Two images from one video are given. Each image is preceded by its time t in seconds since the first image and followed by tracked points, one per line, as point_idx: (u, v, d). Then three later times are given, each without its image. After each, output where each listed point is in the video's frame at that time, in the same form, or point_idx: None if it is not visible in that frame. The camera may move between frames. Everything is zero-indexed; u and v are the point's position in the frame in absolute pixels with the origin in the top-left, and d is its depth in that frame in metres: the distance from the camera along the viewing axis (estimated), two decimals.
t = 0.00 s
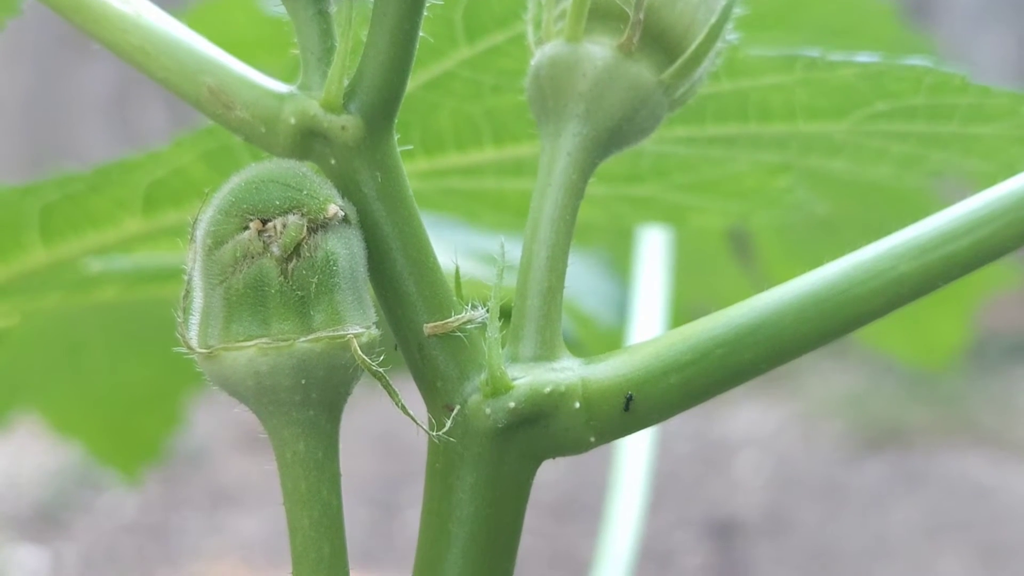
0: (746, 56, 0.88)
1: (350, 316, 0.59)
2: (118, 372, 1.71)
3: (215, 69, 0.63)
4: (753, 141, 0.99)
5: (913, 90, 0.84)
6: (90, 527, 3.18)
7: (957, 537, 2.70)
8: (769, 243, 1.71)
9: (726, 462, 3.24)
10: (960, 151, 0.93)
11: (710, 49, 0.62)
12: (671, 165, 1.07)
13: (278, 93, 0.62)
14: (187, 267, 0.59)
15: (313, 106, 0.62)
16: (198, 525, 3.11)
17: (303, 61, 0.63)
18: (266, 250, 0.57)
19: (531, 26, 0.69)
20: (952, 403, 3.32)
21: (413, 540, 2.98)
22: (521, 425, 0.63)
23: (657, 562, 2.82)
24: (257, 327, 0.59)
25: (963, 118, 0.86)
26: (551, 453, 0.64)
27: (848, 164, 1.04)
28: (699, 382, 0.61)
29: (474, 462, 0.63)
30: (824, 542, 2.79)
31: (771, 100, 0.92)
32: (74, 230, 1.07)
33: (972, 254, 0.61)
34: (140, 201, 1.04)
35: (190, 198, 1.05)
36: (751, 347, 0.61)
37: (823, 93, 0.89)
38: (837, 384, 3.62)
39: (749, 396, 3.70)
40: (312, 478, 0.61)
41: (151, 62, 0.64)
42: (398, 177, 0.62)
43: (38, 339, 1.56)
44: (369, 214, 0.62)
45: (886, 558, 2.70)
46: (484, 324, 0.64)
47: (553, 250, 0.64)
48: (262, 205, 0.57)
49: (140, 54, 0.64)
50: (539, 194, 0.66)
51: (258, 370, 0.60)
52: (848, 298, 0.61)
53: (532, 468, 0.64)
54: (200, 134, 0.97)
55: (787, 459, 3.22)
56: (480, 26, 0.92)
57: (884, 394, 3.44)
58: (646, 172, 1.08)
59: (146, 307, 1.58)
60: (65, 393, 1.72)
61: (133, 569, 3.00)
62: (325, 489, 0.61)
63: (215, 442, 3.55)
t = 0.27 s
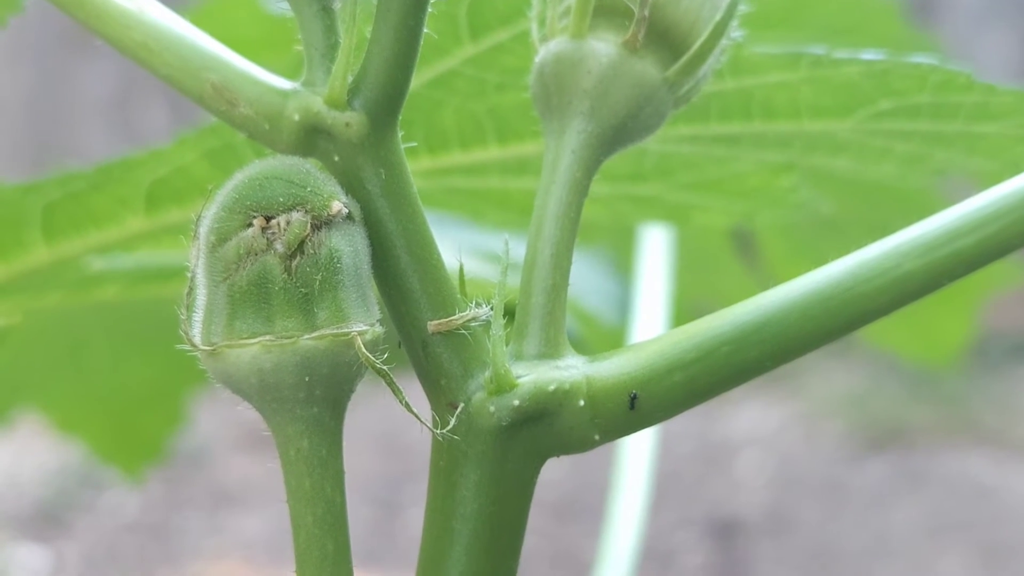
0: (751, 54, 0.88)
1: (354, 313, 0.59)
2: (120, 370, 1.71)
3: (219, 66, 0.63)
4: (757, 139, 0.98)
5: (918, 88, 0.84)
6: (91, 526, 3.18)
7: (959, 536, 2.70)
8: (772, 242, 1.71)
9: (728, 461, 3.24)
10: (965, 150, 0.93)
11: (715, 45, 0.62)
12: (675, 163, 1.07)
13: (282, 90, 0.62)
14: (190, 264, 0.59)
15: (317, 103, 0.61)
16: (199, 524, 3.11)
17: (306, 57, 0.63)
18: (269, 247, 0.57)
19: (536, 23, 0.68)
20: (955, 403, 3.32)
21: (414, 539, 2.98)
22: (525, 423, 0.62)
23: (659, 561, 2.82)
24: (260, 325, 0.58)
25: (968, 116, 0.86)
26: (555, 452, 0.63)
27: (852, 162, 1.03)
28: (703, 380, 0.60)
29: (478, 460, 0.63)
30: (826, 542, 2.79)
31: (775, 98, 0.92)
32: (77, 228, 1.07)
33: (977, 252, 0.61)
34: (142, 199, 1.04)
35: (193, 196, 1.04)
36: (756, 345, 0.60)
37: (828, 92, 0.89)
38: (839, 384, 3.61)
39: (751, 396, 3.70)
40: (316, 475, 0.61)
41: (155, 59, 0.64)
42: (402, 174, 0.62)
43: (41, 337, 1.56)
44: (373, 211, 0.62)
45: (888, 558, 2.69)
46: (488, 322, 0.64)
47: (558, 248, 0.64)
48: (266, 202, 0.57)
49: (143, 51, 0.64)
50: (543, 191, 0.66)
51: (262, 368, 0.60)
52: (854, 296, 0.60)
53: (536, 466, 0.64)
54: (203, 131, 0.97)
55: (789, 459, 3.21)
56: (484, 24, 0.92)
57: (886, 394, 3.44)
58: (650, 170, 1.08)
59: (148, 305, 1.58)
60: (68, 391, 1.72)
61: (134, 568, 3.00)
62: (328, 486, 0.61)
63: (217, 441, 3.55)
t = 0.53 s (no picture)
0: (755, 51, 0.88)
1: (360, 311, 0.59)
2: (122, 369, 1.71)
3: (224, 64, 0.63)
4: (761, 135, 0.98)
5: (922, 84, 0.84)
6: (92, 526, 3.18)
7: (961, 536, 2.70)
8: (774, 240, 1.71)
9: (729, 460, 3.24)
10: (970, 146, 0.93)
11: (720, 43, 0.62)
12: (678, 160, 1.06)
13: (287, 88, 0.62)
14: (196, 262, 0.59)
15: (322, 101, 0.61)
16: (200, 523, 3.10)
17: (312, 55, 0.63)
18: (276, 245, 0.57)
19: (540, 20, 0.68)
20: (955, 402, 3.32)
21: (415, 539, 2.97)
22: (531, 421, 0.62)
23: (660, 560, 2.82)
24: (267, 323, 0.58)
25: (973, 112, 0.86)
26: (561, 449, 0.63)
27: (855, 159, 1.04)
28: (709, 378, 0.60)
29: (484, 458, 0.63)
30: (827, 541, 2.79)
31: (779, 95, 0.92)
32: (79, 227, 1.07)
33: (982, 249, 0.61)
34: (145, 198, 1.04)
35: (196, 194, 1.04)
36: (762, 342, 0.60)
37: (832, 89, 0.89)
38: (839, 383, 3.62)
39: (752, 395, 3.70)
40: (322, 473, 0.61)
41: (160, 57, 0.64)
42: (408, 172, 0.62)
43: (43, 336, 1.55)
44: (378, 209, 0.61)
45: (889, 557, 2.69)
46: (494, 320, 0.64)
47: (564, 246, 0.64)
48: (272, 199, 0.57)
49: (148, 48, 0.64)
50: (549, 188, 0.66)
51: (268, 365, 0.59)
52: (859, 293, 0.60)
53: (542, 464, 0.64)
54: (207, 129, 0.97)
55: (790, 458, 3.21)
56: (488, 22, 0.92)
57: (886, 393, 3.44)
58: (653, 168, 1.08)
59: (150, 304, 1.57)
60: (69, 389, 1.71)
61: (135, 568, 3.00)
62: (334, 484, 0.61)
63: (217, 441, 3.55)
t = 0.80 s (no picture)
0: (760, 49, 0.88)
1: (367, 310, 0.59)
2: (123, 368, 1.70)
3: (229, 63, 0.63)
4: (766, 132, 0.98)
5: (928, 81, 0.84)
6: (92, 525, 3.18)
7: (962, 535, 2.70)
8: (775, 239, 1.71)
9: (730, 460, 3.25)
10: (975, 142, 0.94)
11: (725, 42, 0.62)
12: (682, 158, 1.06)
13: (293, 88, 0.62)
14: (202, 261, 0.59)
15: (328, 100, 0.61)
16: (201, 523, 3.10)
17: (317, 55, 0.63)
18: (282, 245, 0.57)
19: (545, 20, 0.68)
20: (956, 402, 3.32)
21: (417, 539, 2.98)
22: (537, 421, 0.62)
23: (661, 559, 2.82)
24: (273, 322, 0.58)
25: (978, 108, 0.86)
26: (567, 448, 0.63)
27: (859, 156, 1.04)
28: (715, 377, 0.60)
29: (490, 457, 0.63)
30: (828, 540, 2.79)
31: (784, 92, 0.92)
32: (83, 226, 1.07)
33: (988, 248, 0.61)
34: (149, 196, 1.04)
35: (200, 193, 1.05)
36: (767, 341, 0.60)
37: (837, 86, 0.89)
38: (840, 384, 3.62)
39: (752, 396, 3.71)
40: (328, 472, 0.61)
41: (165, 56, 0.64)
42: (413, 171, 0.62)
43: (44, 334, 1.55)
44: (384, 209, 0.61)
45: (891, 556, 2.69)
46: (500, 320, 0.64)
47: (569, 245, 0.64)
48: (279, 199, 0.57)
49: (154, 48, 0.64)
50: (554, 187, 0.66)
51: (275, 365, 0.59)
52: (865, 293, 0.60)
53: (548, 463, 0.64)
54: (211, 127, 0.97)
55: (791, 458, 3.22)
56: (492, 20, 0.92)
57: (887, 393, 3.44)
58: (657, 165, 1.08)
59: (152, 303, 1.57)
60: (70, 388, 1.71)
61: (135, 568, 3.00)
62: (340, 484, 0.61)
63: (218, 442, 3.55)
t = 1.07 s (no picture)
0: (756, 51, 0.88)
1: (361, 311, 0.59)
2: (121, 367, 1.70)
3: (224, 65, 0.63)
4: (761, 133, 0.99)
5: (923, 82, 0.85)
6: (92, 524, 3.18)
7: (962, 536, 2.70)
8: (773, 239, 1.71)
9: (729, 461, 3.24)
10: (970, 143, 0.94)
11: (718, 45, 0.62)
12: (677, 159, 1.07)
13: (288, 89, 0.62)
14: (197, 263, 0.59)
15: (323, 102, 0.61)
16: (201, 523, 3.10)
17: (312, 56, 0.63)
18: (277, 246, 0.57)
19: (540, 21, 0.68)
20: (956, 403, 3.32)
21: (416, 538, 2.97)
22: (531, 422, 0.63)
23: (661, 559, 2.82)
24: (268, 323, 0.59)
25: (973, 109, 0.86)
26: (561, 449, 0.64)
27: (855, 156, 1.04)
28: (710, 378, 0.61)
29: (484, 458, 0.63)
30: (827, 540, 2.79)
31: (779, 94, 0.92)
32: (79, 226, 1.07)
33: (983, 250, 0.61)
34: (146, 197, 1.05)
35: (197, 194, 1.05)
36: (762, 344, 0.60)
37: (832, 87, 0.89)
38: (839, 384, 3.62)
39: (751, 397, 3.71)
40: (322, 473, 0.61)
41: (161, 58, 0.64)
42: (408, 173, 0.62)
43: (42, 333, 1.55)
44: (379, 210, 0.62)
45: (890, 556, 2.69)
46: (494, 321, 0.64)
47: (564, 247, 0.64)
48: (273, 200, 0.57)
49: (149, 50, 0.64)
50: (549, 188, 0.66)
51: (269, 366, 0.60)
52: (859, 294, 0.61)
53: (541, 464, 0.64)
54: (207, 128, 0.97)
55: (790, 458, 3.22)
56: (487, 22, 0.92)
57: (886, 393, 3.45)
58: (653, 166, 1.08)
59: (150, 303, 1.57)
60: (68, 386, 1.71)
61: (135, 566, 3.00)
62: (334, 485, 0.61)
63: (217, 442, 3.55)
